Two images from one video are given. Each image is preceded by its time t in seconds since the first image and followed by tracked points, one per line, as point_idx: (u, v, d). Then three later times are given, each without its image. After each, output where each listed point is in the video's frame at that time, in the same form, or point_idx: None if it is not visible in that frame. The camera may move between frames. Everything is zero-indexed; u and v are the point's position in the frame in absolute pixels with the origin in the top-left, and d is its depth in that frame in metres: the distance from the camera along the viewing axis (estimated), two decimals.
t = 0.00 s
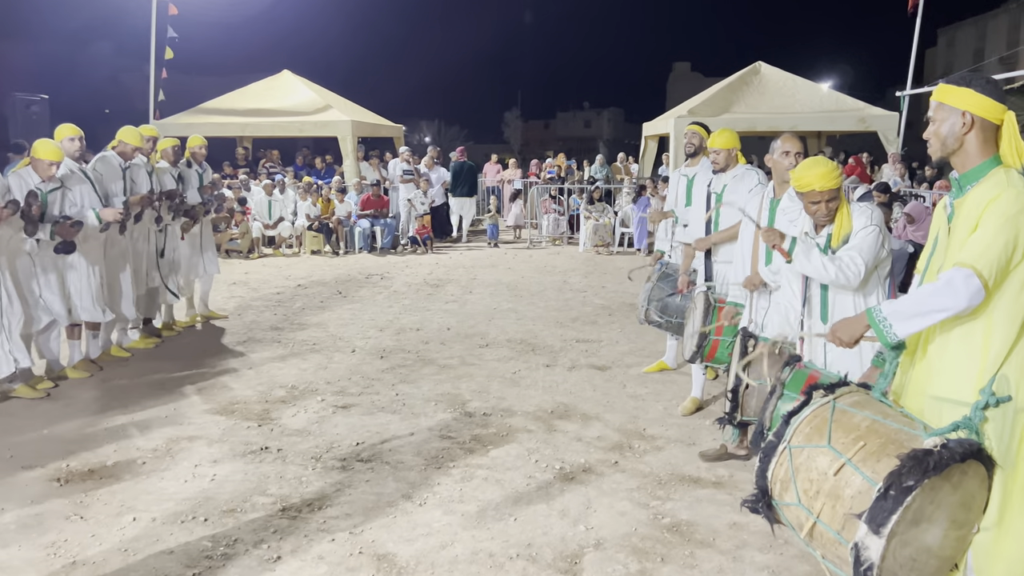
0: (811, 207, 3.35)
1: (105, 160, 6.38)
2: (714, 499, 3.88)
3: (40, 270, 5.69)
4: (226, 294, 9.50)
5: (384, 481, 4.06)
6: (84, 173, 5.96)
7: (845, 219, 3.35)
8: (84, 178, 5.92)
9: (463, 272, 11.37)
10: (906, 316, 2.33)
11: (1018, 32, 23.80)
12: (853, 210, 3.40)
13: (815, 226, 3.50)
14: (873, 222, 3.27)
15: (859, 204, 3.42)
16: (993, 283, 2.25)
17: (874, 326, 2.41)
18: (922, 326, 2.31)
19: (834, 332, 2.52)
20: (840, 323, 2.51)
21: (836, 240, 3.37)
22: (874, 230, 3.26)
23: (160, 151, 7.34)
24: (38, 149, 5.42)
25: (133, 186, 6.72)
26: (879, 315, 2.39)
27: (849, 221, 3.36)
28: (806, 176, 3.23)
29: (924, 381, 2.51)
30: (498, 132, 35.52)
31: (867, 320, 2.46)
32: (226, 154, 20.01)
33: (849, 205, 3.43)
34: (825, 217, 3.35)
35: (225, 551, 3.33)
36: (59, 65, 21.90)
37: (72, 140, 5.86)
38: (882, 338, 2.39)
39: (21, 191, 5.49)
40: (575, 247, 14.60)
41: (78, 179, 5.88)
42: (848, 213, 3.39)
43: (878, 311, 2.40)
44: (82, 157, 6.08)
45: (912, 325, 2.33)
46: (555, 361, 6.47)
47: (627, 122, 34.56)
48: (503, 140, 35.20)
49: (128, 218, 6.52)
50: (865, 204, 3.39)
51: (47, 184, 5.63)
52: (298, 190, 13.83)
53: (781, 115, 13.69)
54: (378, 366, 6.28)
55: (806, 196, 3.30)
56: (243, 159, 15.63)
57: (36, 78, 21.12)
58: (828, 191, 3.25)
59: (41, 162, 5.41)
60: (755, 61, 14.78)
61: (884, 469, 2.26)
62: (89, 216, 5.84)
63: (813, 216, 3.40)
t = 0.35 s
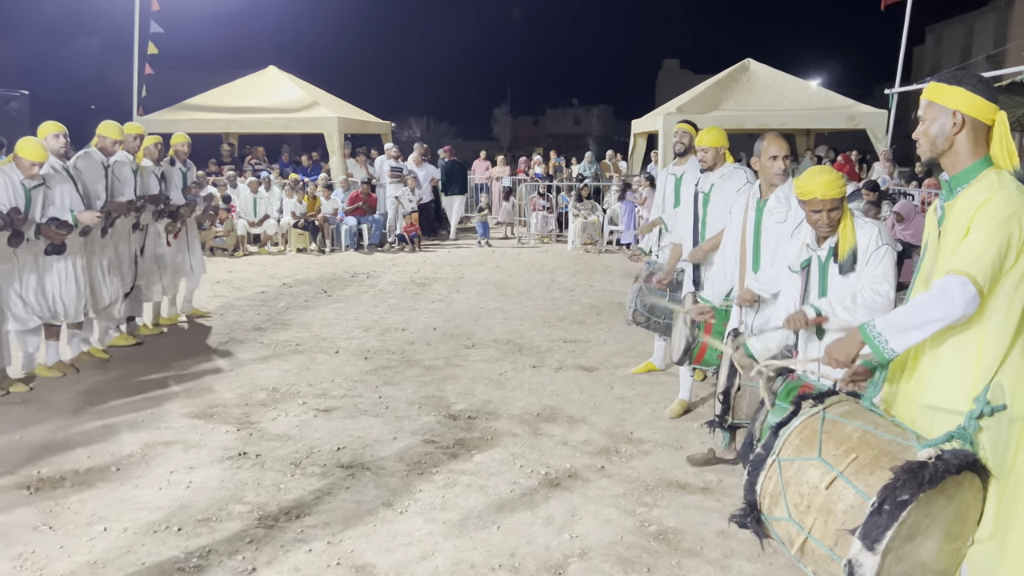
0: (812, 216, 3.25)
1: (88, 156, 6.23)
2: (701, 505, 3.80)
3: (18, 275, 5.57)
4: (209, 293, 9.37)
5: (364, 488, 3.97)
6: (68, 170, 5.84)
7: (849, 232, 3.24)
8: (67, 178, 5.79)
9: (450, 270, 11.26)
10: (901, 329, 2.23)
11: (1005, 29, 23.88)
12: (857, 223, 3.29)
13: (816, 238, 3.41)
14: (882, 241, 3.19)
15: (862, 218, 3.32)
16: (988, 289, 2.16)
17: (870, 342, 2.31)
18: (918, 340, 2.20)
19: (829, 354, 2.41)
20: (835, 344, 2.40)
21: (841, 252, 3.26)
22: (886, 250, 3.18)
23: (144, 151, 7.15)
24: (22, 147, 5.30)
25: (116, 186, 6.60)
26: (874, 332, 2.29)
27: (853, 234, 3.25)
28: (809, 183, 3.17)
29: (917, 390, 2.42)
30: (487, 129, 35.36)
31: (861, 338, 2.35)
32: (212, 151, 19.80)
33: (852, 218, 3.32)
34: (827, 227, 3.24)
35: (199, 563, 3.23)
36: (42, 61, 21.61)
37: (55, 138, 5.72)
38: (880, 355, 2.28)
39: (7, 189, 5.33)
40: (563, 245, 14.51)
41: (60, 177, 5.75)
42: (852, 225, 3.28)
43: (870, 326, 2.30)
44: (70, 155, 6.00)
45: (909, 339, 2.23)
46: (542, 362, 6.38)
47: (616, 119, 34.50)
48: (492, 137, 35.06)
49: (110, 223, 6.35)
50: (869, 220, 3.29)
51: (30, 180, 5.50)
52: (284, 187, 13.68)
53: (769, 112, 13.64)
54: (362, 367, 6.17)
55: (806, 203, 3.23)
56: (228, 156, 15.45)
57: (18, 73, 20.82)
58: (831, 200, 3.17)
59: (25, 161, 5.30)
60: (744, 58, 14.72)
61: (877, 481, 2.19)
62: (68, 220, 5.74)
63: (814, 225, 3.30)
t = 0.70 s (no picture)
0: (792, 212, 3.22)
1: (68, 157, 6.09)
2: (684, 506, 3.76)
3: None
4: (187, 292, 9.25)
5: (342, 491, 3.90)
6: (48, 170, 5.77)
7: (830, 229, 3.22)
8: (47, 177, 5.72)
9: (433, 268, 11.19)
10: (883, 331, 2.20)
11: (982, 27, 24.15)
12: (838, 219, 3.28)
13: (799, 237, 3.40)
14: (863, 237, 3.20)
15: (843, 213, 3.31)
16: (972, 289, 2.13)
17: (852, 344, 2.27)
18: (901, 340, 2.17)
19: (821, 366, 2.39)
20: (827, 359, 2.38)
21: (823, 251, 3.23)
22: (867, 247, 3.19)
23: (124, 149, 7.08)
24: None
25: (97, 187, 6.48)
26: (857, 334, 2.25)
27: (834, 230, 3.23)
28: (788, 179, 3.13)
29: (900, 390, 2.38)
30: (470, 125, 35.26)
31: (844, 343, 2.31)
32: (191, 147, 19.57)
33: (833, 214, 3.30)
34: (808, 223, 3.21)
35: (172, 570, 3.15)
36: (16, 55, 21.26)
37: (39, 137, 5.65)
38: (862, 358, 2.25)
39: None
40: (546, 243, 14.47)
41: (40, 177, 5.67)
42: (833, 221, 3.26)
43: (853, 330, 2.26)
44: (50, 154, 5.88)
45: (891, 339, 2.19)
46: (524, 361, 6.33)
47: (598, 116, 34.53)
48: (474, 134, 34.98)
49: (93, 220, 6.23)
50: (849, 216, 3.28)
51: (7, 182, 5.44)
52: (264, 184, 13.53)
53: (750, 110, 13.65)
54: (342, 367, 6.09)
55: (787, 199, 3.18)
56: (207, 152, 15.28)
57: None
58: (810, 196, 3.14)
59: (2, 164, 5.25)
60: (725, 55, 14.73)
61: (860, 484, 2.14)
62: (51, 218, 5.65)
63: (794, 222, 3.26)
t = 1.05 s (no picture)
0: (772, 195, 3.15)
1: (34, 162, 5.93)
2: (669, 508, 3.72)
3: None
4: (157, 293, 9.06)
5: (320, 497, 3.80)
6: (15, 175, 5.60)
7: (811, 215, 3.14)
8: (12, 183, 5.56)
9: (409, 269, 11.07)
10: (880, 329, 2.16)
11: (949, 30, 24.51)
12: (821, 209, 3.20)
13: (779, 223, 3.30)
14: (850, 227, 3.11)
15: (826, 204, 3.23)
16: (967, 287, 2.11)
17: (848, 345, 2.23)
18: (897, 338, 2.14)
19: (813, 364, 2.32)
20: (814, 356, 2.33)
21: (802, 238, 3.15)
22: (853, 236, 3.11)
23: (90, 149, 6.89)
24: None
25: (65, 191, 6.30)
26: (851, 334, 2.21)
27: (815, 218, 3.15)
28: (771, 162, 3.06)
29: (892, 390, 2.36)
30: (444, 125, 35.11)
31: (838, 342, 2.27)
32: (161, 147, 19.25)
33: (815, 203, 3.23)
34: (788, 208, 3.14)
35: None
36: None
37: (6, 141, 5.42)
38: (857, 358, 2.21)
39: None
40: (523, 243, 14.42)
41: (4, 182, 5.51)
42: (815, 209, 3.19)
43: (848, 327, 2.23)
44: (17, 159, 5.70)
45: (888, 339, 2.16)
46: (503, 362, 6.26)
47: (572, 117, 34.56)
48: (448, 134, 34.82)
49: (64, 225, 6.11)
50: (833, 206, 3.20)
51: None
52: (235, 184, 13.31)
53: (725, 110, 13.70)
54: (317, 370, 5.98)
55: (767, 182, 3.12)
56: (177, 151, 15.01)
57: None
58: (792, 179, 3.07)
59: None
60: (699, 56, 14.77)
61: (856, 487, 2.11)
62: (17, 226, 5.51)
63: (775, 207, 3.20)
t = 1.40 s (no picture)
0: (761, 217, 3.14)
1: None
2: (651, 516, 3.66)
3: None
4: (118, 298, 8.81)
5: (294, 510, 3.68)
6: None
7: (800, 232, 3.14)
8: None
9: (377, 271, 10.92)
10: (883, 336, 2.12)
11: (908, 35, 24.95)
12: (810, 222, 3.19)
13: (767, 237, 3.29)
14: (835, 241, 3.11)
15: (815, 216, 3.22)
16: (967, 295, 2.07)
17: (849, 350, 2.17)
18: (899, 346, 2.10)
19: (798, 353, 2.28)
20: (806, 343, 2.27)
21: (791, 253, 3.15)
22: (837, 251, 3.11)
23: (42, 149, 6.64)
24: None
25: (14, 196, 6.05)
26: (852, 338, 2.16)
27: (804, 234, 3.15)
28: (758, 183, 3.04)
29: (886, 398, 2.31)
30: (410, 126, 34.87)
31: (837, 344, 2.20)
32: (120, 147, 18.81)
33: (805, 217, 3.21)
34: (778, 228, 3.13)
35: None
36: None
37: None
38: (859, 364, 2.15)
39: None
40: (492, 244, 14.34)
41: None
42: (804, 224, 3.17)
43: (850, 331, 2.17)
44: None
45: (889, 347, 2.11)
46: (477, 367, 6.17)
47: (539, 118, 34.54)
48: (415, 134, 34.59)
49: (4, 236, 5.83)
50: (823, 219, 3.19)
51: None
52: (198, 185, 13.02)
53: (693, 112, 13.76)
54: (286, 376, 5.83)
55: (756, 204, 3.10)
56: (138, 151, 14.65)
57: None
58: (781, 200, 3.06)
59: None
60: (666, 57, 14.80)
61: (852, 498, 2.06)
62: None
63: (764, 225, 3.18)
